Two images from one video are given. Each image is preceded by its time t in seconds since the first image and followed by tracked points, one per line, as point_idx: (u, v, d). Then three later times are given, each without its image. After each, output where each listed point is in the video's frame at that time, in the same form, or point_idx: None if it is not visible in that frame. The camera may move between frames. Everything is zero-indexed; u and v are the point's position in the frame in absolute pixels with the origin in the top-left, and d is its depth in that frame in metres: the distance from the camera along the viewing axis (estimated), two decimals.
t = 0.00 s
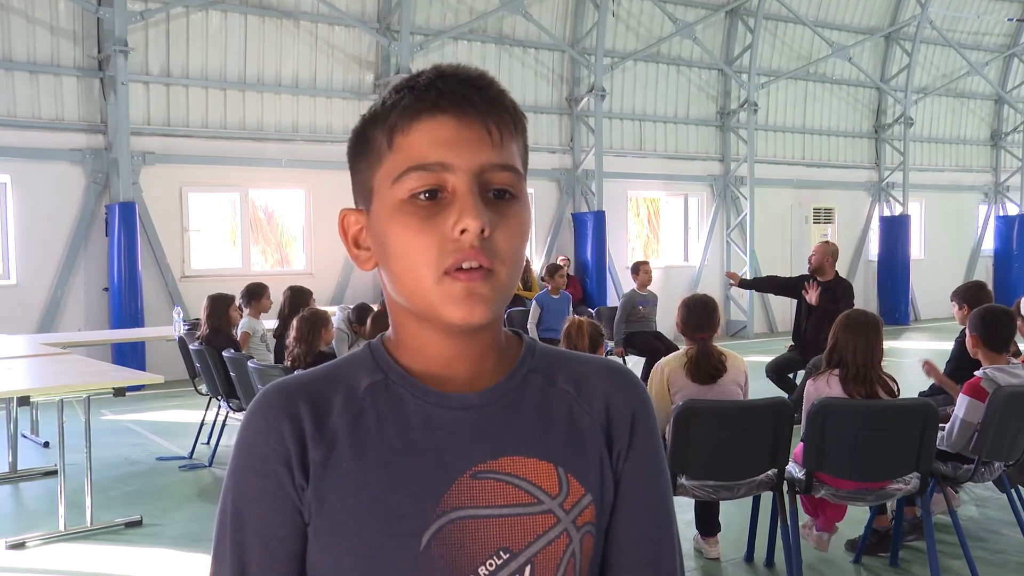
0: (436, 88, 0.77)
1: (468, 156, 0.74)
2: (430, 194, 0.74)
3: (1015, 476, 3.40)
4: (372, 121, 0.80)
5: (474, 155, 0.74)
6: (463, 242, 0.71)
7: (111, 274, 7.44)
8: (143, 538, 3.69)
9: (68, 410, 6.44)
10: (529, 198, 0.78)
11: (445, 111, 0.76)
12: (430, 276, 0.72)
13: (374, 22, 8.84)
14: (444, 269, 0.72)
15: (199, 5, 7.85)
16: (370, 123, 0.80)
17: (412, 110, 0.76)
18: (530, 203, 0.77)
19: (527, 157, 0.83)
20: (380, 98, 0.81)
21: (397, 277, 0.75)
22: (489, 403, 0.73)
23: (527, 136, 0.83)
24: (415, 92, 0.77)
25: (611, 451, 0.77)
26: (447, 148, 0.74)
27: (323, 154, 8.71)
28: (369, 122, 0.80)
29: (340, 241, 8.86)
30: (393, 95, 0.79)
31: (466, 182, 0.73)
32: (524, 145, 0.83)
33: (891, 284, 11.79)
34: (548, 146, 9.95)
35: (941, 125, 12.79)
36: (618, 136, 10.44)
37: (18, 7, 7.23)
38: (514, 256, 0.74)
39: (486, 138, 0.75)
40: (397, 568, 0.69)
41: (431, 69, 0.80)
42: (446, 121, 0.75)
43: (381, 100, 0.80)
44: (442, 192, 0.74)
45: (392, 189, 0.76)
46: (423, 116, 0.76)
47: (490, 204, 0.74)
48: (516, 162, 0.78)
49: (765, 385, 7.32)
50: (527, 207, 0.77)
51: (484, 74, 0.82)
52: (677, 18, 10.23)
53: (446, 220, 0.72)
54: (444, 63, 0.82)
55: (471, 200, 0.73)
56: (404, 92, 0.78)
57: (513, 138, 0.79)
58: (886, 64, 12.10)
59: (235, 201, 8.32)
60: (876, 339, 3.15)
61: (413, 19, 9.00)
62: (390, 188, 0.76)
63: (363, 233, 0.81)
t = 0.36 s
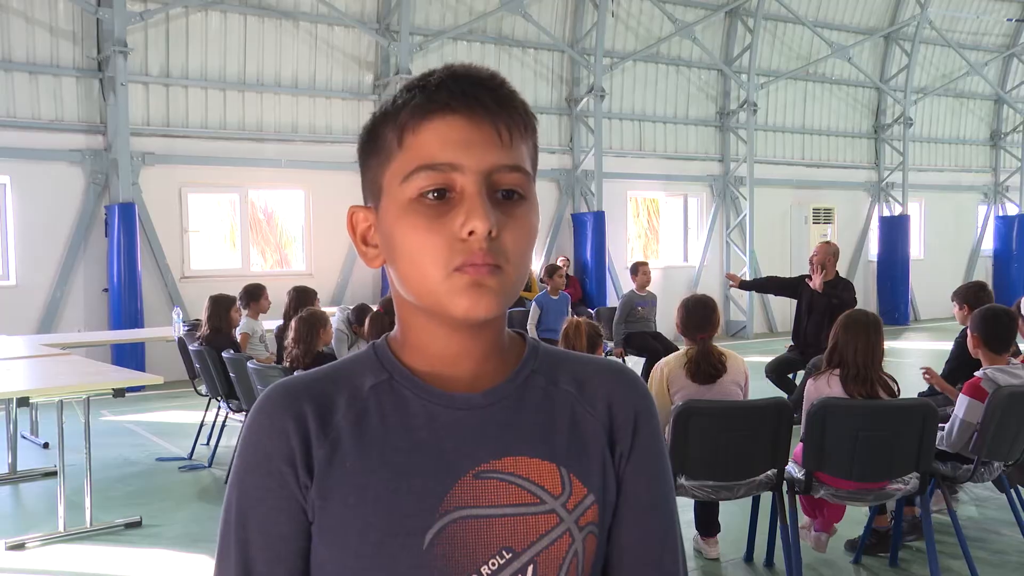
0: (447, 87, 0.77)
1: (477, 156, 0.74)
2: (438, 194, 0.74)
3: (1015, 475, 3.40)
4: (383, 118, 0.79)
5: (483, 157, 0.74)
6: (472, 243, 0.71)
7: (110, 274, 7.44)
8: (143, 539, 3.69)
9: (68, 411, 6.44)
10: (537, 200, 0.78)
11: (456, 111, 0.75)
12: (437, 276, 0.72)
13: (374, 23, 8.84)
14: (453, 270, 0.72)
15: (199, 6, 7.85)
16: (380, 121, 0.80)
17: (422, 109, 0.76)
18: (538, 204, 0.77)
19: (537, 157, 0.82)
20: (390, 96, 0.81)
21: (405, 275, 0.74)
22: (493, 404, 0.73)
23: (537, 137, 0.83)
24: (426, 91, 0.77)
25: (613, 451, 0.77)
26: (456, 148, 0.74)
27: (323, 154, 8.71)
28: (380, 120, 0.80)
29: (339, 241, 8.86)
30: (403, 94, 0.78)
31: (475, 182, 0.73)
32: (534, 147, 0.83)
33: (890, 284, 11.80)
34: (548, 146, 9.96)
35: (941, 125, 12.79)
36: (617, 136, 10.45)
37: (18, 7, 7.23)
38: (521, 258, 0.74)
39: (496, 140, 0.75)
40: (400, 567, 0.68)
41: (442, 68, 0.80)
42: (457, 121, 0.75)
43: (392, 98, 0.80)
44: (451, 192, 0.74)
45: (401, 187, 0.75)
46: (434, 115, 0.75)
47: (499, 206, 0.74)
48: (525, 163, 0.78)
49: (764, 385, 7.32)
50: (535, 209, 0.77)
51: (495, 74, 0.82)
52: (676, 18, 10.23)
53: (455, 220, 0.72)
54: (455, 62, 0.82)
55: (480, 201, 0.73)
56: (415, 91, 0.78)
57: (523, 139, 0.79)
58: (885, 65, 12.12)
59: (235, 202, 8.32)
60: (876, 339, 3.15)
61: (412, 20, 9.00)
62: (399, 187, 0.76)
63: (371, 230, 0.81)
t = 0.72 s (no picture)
0: (463, 93, 0.77)
1: (491, 163, 0.74)
2: (451, 199, 0.74)
3: (1014, 475, 3.41)
4: (397, 121, 0.79)
5: (497, 163, 0.74)
6: (485, 250, 0.72)
7: (111, 274, 7.44)
8: (144, 539, 3.70)
9: (68, 411, 6.44)
10: (549, 206, 0.78)
11: (471, 116, 0.75)
12: (451, 280, 0.72)
13: (373, 23, 8.84)
14: (466, 276, 0.72)
15: (198, 6, 7.85)
16: (394, 122, 0.80)
17: (437, 114, 0.76)
18: (550, 211, 0.78)
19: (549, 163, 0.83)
20: (404, 98, 0.81)
21: (416, 278, 0.75)
22: (502, 403, 0.73)
23: (549, 142, 0.83)
24: (441, 96, 0.77)
25: (621, 451, 0.77)
26: (470, 154, 0.74)
27: (323, 154, 8.71)
28: (393, 122, 0.80)
29: (339, 242, 8.87)
30: (419, 97, 0.78)
31: (489, 189, 0.73)
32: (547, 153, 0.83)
33: (890, 285, 11.81)
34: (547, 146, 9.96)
35: (940, 125, 12.79)
36: (617, 136, 10.45)
37: (18, 8, 7.23)
38: (533, 265, 0.74)
39: (510, 146, 0.75)
40: (408, 565, 0.69)
41: (457, 72, 0.80)
42: (472, 126, 0.75)
43: (407, 101, 0.80)
44: (464, 197, 0.74)
45: (414, 191, 0.76)
46: (448, 121, 0.75)
47: (512, 212, 0.74)
48: (537, 169, 0.78)
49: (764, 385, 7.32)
50: (547, 214, 0.77)
51: (509, 79, 0.82)
52: (676, 18, 10.24)
53: (468, 226, 0.72)
54: (470, 66, 0.82)
55: (493, 208, 0.73)
56: (431, 95, 0.78)
57: (536, 146, 0.79)
58: (885, 65, 12.12)
59: (235, 202, 8.32)
60: (877, 339, 3.16)
61: (412, 20, 9.01)
62: (412, 191, 0.76)
63: (383, 230, 0.81)
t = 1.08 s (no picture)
0: (474, 93, 0.77)
1: (503, 162, 0.74)
2: (463, 197, 0.74)
3: (1014, 475, 3.41)
4: (407, 121, 0.80)
5: (508, 162, 0.74)
6: (497, 249, 0.72)
7: (110, 274, 7.44)
8: (144, 539, 3.70)
9: (68, 412, 6.44)
10: (560, 206, 0.78)
11: (483, 116, 0.76)
12: (463, 279, 0.72)
13: (373, 23, 8.85)
14: (478, 274, 0.72)
15: (198, 6, 7.86)
16: (405, 123, 0.80)
17: (449, 114, 0.76)
18: (561, 210, 0.78)
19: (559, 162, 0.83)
20: (415, 99, 0.81)
21: (427, 277, 0.75)
22: (512, 403, 0.74)
23: (559, 142, 0.83)
24: (452, 97, 0.77)
25: (630, 452, 0.78)
26: (481, 153, 0.74)
27: (323, 155, 8.71)
28: (404, 123, 0.80)
29: (339, 242, 8.87)
30: (430, 98, 0.78)
31: (500, 188, 0.74)
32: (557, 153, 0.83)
33: (890, 285, 11.81)
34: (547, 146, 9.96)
35: (940, 125, 12.79)
36: (617, 136, 10.45)
37: (18, 8, 7.23)
38: (544, 264, 0.74)
39: (522, 145, 0.75)
40: (417, 564, 0.69)
41: (468, 72, 0.80)
42: (483, 126, 0.75)
43: (418, 101, 0.80)
44: (476, 196, 0.74)
45: (426, 191, 0.76)
46: (460, 120, 0.76)
47: (523, 210, 0.74)
48: (549, 169, 0.78)
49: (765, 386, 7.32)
50: (558, 213, 0.77)
51: (520, 80, 0.82)
52: (676, 18, 10.25)
53: (480, 225, 0.72)
54: (481, 66, 0.82)
55: (505, 207, 0.73)
56: (442, 96, 0.78)
57: (547, 145, 0.79)
58: (885, 65, 12.13)
59: (235, 202, 8.31)
60: (877, 339, 3.16)
61: (412, 20, 9.02)
62: (424, 190, 0.76)
63: (393, 230, 0.81)
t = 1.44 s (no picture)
0: (483, 90, 0.78)
1: (513, 159, 0.75)
2: (474, 192, 0.74)
3: (1012, 476, 3.41)
4: (414, 121, 0.80)
5: (518, 158, 0.75)
6: (507, 242, 0.72)
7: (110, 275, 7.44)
8: (144, 539, 3.70)
9: (67, 412, 6.44)
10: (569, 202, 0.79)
11: (491, 113, 0.76)
12: (473, 275, 0.72)
13: (372, 23, 8.86)
14: (489, 268, 0.72)
15: (197, 7, 7.85)
16: (412, 123, 0.81)
17: (457, 112, 0.77)
18: (569, 207, 0.78)
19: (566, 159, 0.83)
20: (421, 99, 0.81)
21: (436, 273, 0.75)
22: (519, 406, 0.74)
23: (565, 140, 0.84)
24: (461, 95, 0.78)
25: (639, 457, 0.78)
26: (491, 150, 0.75)
27: (322, 155, 8.71)
28: (411, 123, 0.81)
29: (338, 243, 8.88)
30: (438, 96, 0.79)
31: (510, 183, 0.74)
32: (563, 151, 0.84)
33: (888, 285, 11.82)
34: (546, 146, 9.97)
35: (938, 125, 12.80)
36: (616, 136, 10.44)
37: (16, 8, 7.22)
38: (555, 259, 0.74)
39: (530, 142, 0.76)
40: (423, 567, 0.69)
41: (476, 72, 0.81)
42: (492, 122, 0.76)
43: (425, 100, 0.80)
44: (486, 191, 0.74)
45: (435, 188, 0.76)
46: (468, 118, 0.76)
47: (533, 205, 0.74)
48: (557, 165, 0.79)
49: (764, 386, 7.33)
50: (566, 209, 0.78)
51: (527, 78, 0.83)
52: (674, 19, 10.25)
53: (491, 220, 0.72)
54: (488, 66, 0.83)
55: (515, 202, 0.73)
56: (449, 94, 0.78)
57: (555, 142, 0.79)
58: (884, 65, 12.14)
59: (234, 202, 8.31)
60: (876, 339, 3.16)
61: (411, 20, 9.02)
62: (433, 188, 0.76)
63: (400, 231, 0.81)
